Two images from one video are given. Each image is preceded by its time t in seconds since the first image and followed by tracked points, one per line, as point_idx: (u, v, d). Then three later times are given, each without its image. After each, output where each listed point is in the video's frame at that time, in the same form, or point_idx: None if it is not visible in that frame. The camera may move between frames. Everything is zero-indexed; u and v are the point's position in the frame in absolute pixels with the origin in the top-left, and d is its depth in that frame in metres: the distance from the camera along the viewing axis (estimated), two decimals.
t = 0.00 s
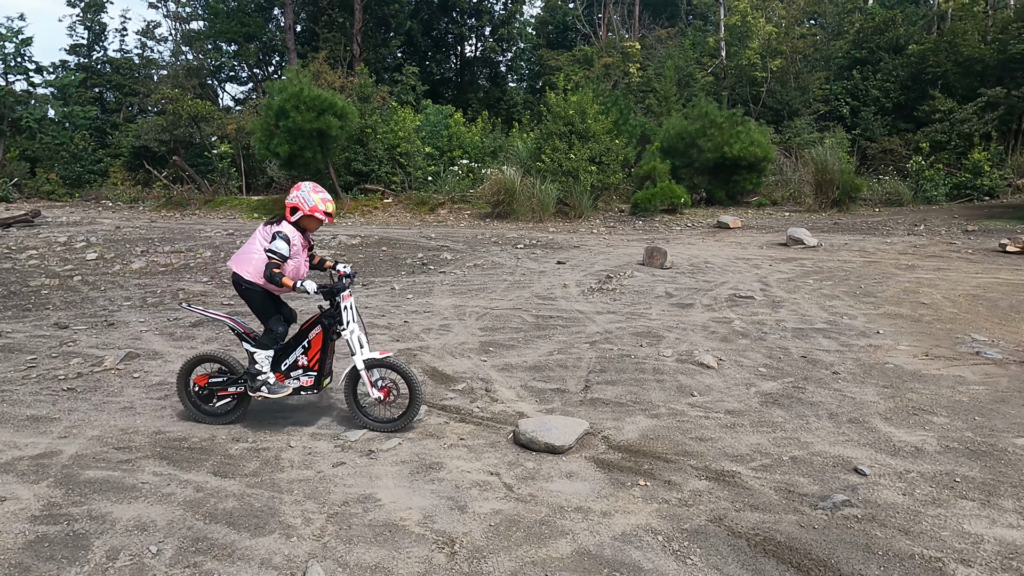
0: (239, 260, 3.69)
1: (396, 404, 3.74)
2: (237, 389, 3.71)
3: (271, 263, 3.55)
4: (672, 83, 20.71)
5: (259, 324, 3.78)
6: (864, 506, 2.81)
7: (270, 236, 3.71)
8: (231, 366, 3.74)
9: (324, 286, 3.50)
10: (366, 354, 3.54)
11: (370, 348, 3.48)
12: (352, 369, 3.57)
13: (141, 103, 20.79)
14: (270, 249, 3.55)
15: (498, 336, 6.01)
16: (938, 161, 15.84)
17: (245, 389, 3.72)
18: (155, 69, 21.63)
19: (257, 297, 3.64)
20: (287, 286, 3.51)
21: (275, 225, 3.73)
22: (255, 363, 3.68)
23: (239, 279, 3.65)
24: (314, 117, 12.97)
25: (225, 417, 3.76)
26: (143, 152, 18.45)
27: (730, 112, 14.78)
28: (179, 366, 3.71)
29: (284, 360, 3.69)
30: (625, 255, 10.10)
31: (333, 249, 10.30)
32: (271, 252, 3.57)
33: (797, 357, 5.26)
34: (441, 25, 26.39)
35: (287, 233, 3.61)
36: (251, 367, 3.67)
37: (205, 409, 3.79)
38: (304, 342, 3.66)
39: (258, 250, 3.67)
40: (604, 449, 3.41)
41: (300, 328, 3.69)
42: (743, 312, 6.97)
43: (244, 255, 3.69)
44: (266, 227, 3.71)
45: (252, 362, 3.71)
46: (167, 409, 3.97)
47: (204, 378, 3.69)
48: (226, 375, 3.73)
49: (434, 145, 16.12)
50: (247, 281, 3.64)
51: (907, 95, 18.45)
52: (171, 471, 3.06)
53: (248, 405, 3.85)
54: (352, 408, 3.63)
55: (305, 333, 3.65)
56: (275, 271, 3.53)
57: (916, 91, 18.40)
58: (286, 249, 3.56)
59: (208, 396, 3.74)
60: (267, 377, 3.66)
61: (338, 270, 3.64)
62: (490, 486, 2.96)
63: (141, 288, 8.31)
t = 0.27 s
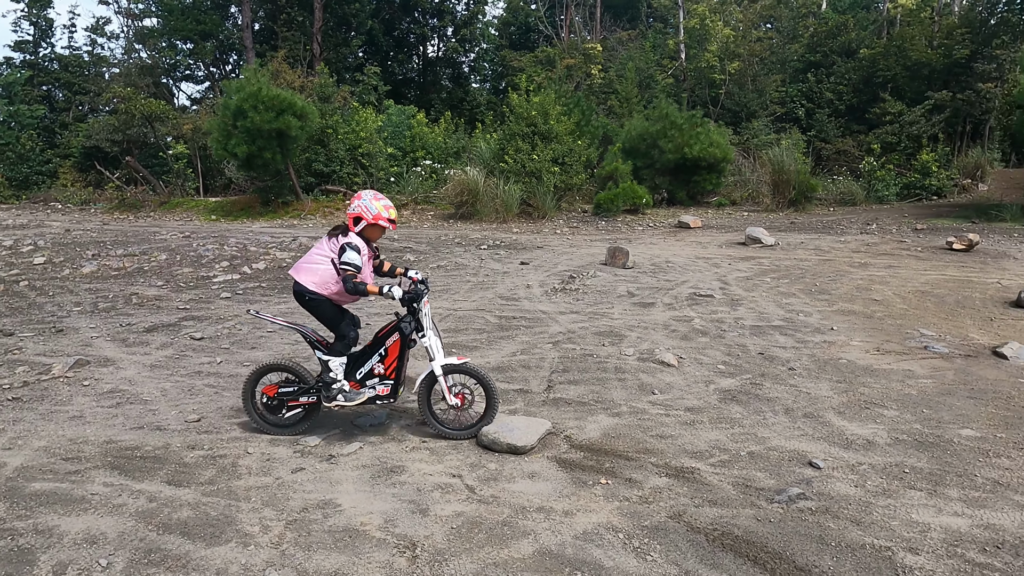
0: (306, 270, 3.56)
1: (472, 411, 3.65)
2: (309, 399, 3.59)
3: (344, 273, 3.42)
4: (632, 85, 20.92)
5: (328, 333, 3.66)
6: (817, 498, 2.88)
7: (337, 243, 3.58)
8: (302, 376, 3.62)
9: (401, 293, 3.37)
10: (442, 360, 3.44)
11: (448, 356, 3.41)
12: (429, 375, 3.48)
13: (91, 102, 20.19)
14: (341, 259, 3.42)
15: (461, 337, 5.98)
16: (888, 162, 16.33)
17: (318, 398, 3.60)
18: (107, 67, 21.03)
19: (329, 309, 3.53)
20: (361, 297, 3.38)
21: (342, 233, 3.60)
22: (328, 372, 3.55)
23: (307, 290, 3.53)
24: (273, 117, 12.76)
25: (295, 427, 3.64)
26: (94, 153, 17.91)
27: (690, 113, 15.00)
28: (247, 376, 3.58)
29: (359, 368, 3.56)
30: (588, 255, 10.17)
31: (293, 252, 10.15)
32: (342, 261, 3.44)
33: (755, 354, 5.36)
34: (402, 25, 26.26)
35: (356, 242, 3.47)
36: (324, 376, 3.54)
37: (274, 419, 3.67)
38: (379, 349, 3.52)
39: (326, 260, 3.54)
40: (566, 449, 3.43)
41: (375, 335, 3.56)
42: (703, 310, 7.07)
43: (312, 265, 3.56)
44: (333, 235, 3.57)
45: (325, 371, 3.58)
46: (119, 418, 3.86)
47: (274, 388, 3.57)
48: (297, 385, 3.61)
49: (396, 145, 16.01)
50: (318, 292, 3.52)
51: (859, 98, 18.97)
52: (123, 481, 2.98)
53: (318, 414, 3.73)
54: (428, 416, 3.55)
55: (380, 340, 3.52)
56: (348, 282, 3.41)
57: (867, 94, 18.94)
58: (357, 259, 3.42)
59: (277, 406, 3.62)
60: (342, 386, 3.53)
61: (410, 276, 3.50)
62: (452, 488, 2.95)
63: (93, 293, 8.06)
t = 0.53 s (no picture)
0: (365, 266, 3.50)
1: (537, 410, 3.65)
2: (366, 405, 3.52)
3: (403, 270, 3.38)
4: (589, 87, 21.09)
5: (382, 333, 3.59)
6: (766, 493, 2.95)
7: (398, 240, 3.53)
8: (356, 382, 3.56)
9: (460, 291, 3.36)
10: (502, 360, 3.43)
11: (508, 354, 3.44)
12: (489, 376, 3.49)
13: (31, 101, 19.41)
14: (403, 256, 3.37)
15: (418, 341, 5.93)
16: (836, 163, 16.83)
17: (374, 403, 3.53)
18: (47, 64, 20.26)
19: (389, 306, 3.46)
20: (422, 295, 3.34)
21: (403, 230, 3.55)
22: (387, 374, 3.48)
23: (366, 285, 3.46)
24: (223, 118, 12.47)
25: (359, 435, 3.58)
26: (34, 154, 17.23)
27: (645, 116, 15.19)
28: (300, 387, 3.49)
29: (417, 369, 3.50)
30: (546, 256, 10.19)
31: (246, 255, 9.94)
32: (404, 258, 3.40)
33: (708, 353, 5.47)
34: (358, 24, 26.00)
35: (419, 240, 3.43)
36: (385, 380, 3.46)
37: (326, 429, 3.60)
38: (436, 349, 3.48)
39: (387, 257, 3.49)
40: (523, 452, 3.44)
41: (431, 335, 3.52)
42: (659, 310, 7.17)
43: (371, 261, 3.50)
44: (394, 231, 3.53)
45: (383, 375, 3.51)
46: (60, 431, 3.72)
47: (330, 397, 3.49)
48: (351, 392, 3.54)
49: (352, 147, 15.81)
50: (376, 288, 3.46)
51: (807, 101, 19.50)
52: (64, 497, 2.87)
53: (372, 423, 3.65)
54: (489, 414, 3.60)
55: (436, 340, 3.49)
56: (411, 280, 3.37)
57: (814, 97, 19.48)
58: (420, 257, 3.38)
59: (331, 416, 3.54)
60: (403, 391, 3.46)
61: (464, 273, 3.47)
62: (409, 494, 2.93)
63: (33, 300, 7.75)
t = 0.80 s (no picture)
0: (427, 268, 3.55)
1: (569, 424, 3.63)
2: (407, 403, 3.58)
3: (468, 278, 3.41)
4: (538, 89, 21.17)
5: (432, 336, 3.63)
6: (706, 488, 3.01)
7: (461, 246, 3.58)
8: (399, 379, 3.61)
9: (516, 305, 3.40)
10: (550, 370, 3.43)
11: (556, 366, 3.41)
12: (532, 388, 3.45)
13: None
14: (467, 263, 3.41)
15: (365, 345, 5.81)
16: (777, 164, 17.34)
17: (415, 402, 3.59)
18: None
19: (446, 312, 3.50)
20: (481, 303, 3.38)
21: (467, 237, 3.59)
22: (436, 376, 3.52)
23: (425, 288, 3.50)
24: (162, 118, 12.05)
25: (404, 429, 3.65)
26: None
27: (594, 118, 15.33)
28: (341, 375, 3.56)
29: (464, 376, 3.54)
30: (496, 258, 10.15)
31: (186, 260, 9.64)
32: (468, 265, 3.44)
33: (653, 351, 5.56)
34: (304, 24, 25.48)
35: (482, 249, 3.47)
36: (434, 382, 3.51)
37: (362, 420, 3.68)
38: (486, 358, 3.53)
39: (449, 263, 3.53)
40: (468, 454, 3.43)
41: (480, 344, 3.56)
42: (606, 310, 7.24)
43: (433, 263, 3.55)
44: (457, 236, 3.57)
45: (431, 376, 3.55)
46: None
47: (371, 390, 3.56)
48: (394, 388, 3.60)
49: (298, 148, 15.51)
50: (435, 292, 3.51)
51: (749, 104, 20.06)
52: None
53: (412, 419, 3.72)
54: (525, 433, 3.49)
55: (486, 350, 3.53)
56: (474, 288, 3.42)
57: (756, 100, 20.02)
58: (484, 265, 3.41)
59: (371, 408, 3.61)
60: (450, 394, 3.50)
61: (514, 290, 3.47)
62: (352, 501, 2.88)
63: None
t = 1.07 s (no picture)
0: (462, 259, 3.53)
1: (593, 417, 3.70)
2: (438, 403, 3.54)
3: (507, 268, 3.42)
4: (480, 92, 21.15)
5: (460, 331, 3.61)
6: (642, 486, 3.06)
7: (492, 237, 3.58)
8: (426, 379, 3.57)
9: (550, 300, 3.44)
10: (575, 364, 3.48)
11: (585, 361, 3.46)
12: (557, 384, 3.49)
13: None
14: (504, 252, 3.42)
15: (303, 351, 5.65)
16: (713, 167, 17.80)
17: (445, 402, 3.56)
18: None
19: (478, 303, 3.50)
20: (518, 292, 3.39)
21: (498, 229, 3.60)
22: (466, 373, 3.50)
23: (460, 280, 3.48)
24: (86, 118, 11.51)
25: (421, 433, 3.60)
26: None
27: (536, 121, 15.42)
28: (369, 378, 3.47)
29: (494, 373, 3.53)
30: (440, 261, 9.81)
31: (114, 267, 9.24)
32: (503, 255, 3.45)
33: (594, 351, 5.63)
34: (239, 23, 24.48)
35: (515, 238, 3.48)
36: (466, 380, 3.48)
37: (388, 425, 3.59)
38: (514, 353, 3.52)
39: (482, 254, 3.53)
40: (409, 460, 3.39)
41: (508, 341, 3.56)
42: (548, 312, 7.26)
43: (466, 255, 3.54)
44: (489, 226, 3.58)
45: (461, 373, 3.52)
46: None
47: (399, 395, 3.51)
48: (422, 391, 3.55)
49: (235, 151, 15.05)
50: (469, 284, 3.50)
51: (687, 109, 20.57)
52: None
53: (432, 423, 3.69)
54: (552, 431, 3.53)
55: (515, 344, 3.52)
56: (513, 276, 3.42)
57: (693, 105, 20.53)
58: (520, 254, 3.42)
59: (399, 412, 3.54)
60: (482, 391, 3.49)
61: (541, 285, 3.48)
62: (287, 512, 2.82)
63: None
